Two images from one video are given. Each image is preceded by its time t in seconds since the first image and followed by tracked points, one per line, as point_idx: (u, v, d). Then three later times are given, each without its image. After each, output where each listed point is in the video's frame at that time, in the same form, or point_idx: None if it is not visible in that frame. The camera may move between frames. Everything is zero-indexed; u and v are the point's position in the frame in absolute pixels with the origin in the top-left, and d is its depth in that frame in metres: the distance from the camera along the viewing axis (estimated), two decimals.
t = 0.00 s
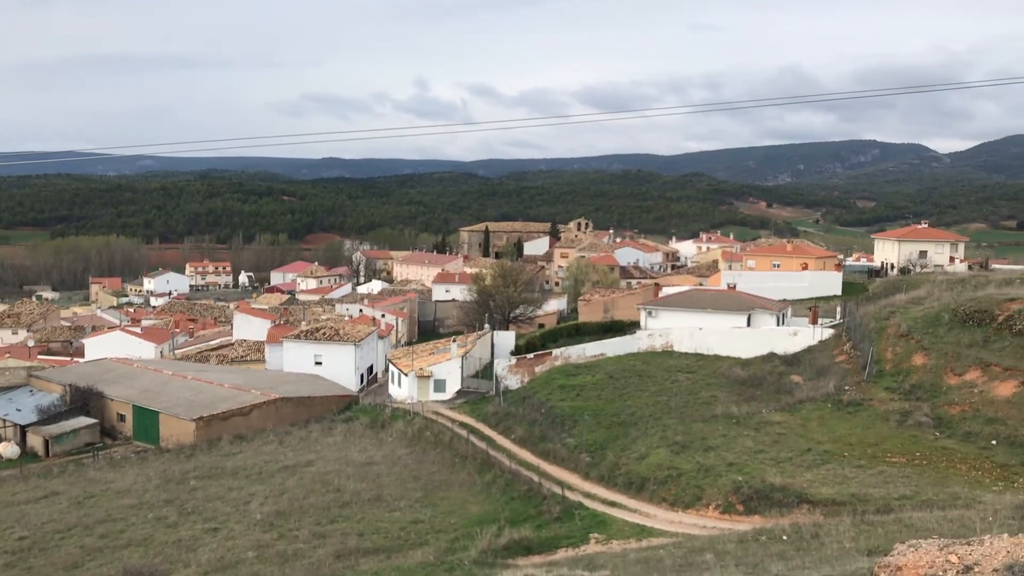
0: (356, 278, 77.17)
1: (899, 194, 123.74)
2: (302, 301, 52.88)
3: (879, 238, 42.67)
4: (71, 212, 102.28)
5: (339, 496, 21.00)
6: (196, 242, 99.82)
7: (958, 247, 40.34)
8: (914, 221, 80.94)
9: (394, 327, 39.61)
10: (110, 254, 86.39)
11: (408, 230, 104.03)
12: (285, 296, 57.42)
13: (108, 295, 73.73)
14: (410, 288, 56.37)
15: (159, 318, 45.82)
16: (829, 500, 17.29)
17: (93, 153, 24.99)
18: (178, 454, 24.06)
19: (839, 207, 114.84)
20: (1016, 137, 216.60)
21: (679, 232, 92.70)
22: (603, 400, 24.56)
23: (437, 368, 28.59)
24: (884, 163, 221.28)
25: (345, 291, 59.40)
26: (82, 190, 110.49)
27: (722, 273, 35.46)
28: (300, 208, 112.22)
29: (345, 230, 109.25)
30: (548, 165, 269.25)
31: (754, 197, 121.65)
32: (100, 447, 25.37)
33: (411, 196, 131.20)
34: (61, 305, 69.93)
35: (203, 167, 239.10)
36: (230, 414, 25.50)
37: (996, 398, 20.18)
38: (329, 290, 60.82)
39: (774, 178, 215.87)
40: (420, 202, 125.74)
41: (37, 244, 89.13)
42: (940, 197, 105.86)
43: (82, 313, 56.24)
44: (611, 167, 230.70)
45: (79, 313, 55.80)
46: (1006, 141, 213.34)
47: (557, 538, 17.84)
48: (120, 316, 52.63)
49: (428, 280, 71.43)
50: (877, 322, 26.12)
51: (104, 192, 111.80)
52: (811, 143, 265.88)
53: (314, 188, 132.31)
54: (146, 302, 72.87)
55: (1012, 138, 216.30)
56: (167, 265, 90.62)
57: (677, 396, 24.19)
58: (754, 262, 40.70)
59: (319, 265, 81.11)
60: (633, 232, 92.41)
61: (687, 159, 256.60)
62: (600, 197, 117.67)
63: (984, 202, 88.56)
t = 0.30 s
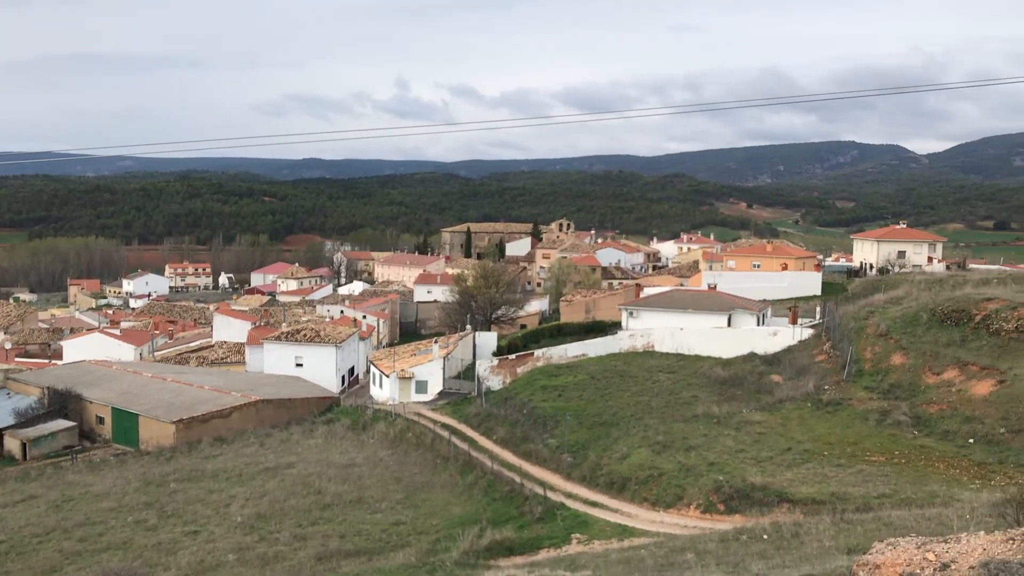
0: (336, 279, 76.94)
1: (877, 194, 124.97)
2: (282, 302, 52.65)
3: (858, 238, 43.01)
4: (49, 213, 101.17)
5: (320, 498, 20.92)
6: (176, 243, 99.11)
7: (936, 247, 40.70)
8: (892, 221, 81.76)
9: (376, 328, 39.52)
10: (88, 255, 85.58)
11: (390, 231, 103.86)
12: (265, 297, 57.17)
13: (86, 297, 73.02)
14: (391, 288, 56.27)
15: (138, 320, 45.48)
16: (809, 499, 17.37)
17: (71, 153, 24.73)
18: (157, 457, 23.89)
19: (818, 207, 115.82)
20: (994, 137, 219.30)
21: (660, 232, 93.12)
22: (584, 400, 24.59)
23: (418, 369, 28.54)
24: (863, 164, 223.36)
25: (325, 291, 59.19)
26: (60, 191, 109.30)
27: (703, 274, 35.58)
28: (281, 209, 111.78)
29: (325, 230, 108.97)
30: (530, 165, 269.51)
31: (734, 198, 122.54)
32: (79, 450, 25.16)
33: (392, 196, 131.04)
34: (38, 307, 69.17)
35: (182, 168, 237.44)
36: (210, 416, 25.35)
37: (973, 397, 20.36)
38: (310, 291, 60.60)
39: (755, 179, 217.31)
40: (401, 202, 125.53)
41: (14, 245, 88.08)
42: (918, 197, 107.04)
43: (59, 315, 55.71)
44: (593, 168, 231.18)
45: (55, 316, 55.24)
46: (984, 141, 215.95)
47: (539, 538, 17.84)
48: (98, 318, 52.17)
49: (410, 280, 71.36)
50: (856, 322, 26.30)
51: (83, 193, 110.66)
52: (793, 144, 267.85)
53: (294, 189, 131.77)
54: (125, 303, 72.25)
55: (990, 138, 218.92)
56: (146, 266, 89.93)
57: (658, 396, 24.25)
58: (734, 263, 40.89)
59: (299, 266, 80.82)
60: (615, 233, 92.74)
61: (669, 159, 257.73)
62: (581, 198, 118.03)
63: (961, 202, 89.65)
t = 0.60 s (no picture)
0: (315, 281, 76.67)
1: (853, 195, 126.19)
2: (260, 304, 52.38)
3: (835, 238, 43.38)
4: (25, 215, 99.93)
5: (300, 501, 20.83)
6: (154, 246, 98.27)
7: (911, 248, 41.09)
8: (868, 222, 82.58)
9: (355, 330, 39.39)
10: (64, 258, 84.68)
11: (369, 233, 103.65)
12: (244, 300, 56.71)
13: (62, 300, 72.25)
14: (371, 290, 56.13)
15: (115, 323, 45.07)
16: (787, 498, 17.47)
17: (45, 154, 24.41)
18: (135, 460, 23.70)
19: (795, 207, 116.79)
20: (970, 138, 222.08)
21: (640, 233, 93.52)
22: (564, 401, 24.63)
23: (398, 371, 28.46)
24: (841, 165, 225.36)
25: (304, 293, 58.92)
26: (35, 193, 107.98)
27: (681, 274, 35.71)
28: (259, 211, 111.24)
29: (304, 232, 108.61)
30: (512, 167, 269.67)
31: (712, 199, 123.27)
32: (55, 454, 24.88)
33: (372, 198, 130.71)
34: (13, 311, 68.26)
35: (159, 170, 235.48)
36: (188, 419, 25.18)
37: (949, 396, 20.55)
38: (289, 293, 60.29)
39: (733, 181, 218.69)
40: (380, 204, 125.30)
41: None
42: (893, 198, 108.21)
43: (33, 318, 55.08)
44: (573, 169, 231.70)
45: (29, 319, 54.57)
46: (960, 142, 218.66)
47: (519, 539, 17.84)
48: (73, 321, 51.61)
49: (389, 282, 71.24)
50: (833, 322, 26.52)
51: (59, 195, 109.37)
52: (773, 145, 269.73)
53: (273, 190, 131.08)
54: (101, 306, 71.52)
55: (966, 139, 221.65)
56: (123, 268, 89.11)
57: (638, 397, 24.34)
58: (713, 264, 41.11)
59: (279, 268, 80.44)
60: (595, 234, 93.10)
61: (650, 161, 258.81)
62: (561, 199, 118.36)
63: (935, 203, 90.72)
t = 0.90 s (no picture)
0: (293, 284, 76.25)
1: (828, 196, 127.36)
2: (237, 307, 52.03)
3: (811, 239, 43.68)
4: None
5: (278, 504, 20.72)
6: (129, 249, 97.23)
7: (886, 248, 41.48)
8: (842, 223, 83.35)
9: (333, 332, 39.23)
10: (38, 261, 83.68)
11: (347, 234, 103.29)
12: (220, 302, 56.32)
13: (36, 304, 71.34)
14: (349, 292, 55.88)
15: (90, 327, 44.61)
16: (765, 497, 17.55)
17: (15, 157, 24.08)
18: (111, 465, 23.49)
19: (771, 208, 117.71)
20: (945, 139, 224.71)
21: (618, 234, 93.83)
22: (543, 402, 24.63)
23: (376, 374, 28.36)
24: (817, 166, 227.14)
25: (282, 296, 58.55)
26: (7, 196, 106.38)
27: (659, 275, 35.83)
28: (235, 213, 110.51)
29: (281, 234, 108.09)
30: (492, 168, 269.28)
31: (690, 199, 123.77)
32: (29, 460, 24.58)
33: (350, 199, 130.20)
34: None
35: (132, 172, 233.00)
36: (165, 423, 24.98)
37: (924, 394, 20.74)
38: (265, 296, 59.91)
39: (710, 182, 219.63)
40: (359, 205, 124.91)
41: None
42: (868, 198, 109.33)
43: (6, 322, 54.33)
44: (551, 171, 231.85)
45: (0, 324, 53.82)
46: (935, 143, 221.18)
47: (498, 541, 17.81)
48: (46, 325, 50.95)
49: (367, 284, 71.02)
50: (810, 322, 26.70)
51: (32, 197, 107.87)
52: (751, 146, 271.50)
53: (250, 192, 130.21)
54: (76, 310, 70.74)
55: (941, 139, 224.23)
56: (98, 272, 88.13)
57: (617, 397, 24.38)
58: (691, 264, 41.28)
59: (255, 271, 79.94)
60: (573, 235, 93.33)
61: (629, 162, 259.67)
62: (539, 201, 118.55)
63: (909, 203, 91.64)
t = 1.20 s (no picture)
0: (270, 287, 75.86)
1: (805, 196, 128.51)
2: (214, 310, 51.67)
3: (788, 239, 43.97)
4: None
5: (257, 509, 20.60)
6: (105, 253, 96.20)
7: (862, 248, 41.90)
8: (817, 223, 84.06)
9: (312, 335, 39.08)
10: (11, 265, 82.57)
11: (325, 237, 102.97)
12: (197, 306, 55.92)
13: (10, 309, 70.41)
14: (327, 295, 55.67)
15: (65, 331, 44.17)
16: (744, 496, 17.61)
17: None
18: (87, 471, 23.27)
19: (748, 208, 118.59)
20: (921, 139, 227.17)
21: (597, 235, 94.12)
22: (523, 403, 24.64)
23: (355, 377, 28.26)
24: (795, 166, 228.70)
25: (260, 299, 58.24)
26: None
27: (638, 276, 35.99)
28: (212, 215, 109.67)
29: (258, 237, 107.58)
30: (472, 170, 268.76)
31: (668, 200, 124.19)
32: (4, 466, 24.33)
33: (328, 201, 129.55)
34: None
35: (104, 174, 230.39)
36: (142, 428, 24.79)
37: (900, 392, 20.93)
38: (243, 299, 59.53)
39: (688, 183, 220.29)
40: (338, 207, 124.50)
41: None
42: (843, 198, 110.33)
43: None
44: (530, 172, 231.84)
45: None
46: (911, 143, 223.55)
47: (479, 543, 17.78)
48: (19, 329, 50.32)
49: (345, 287, 70.82)
50: (788, 322, 26.89)
51: (5, 200, 106.34)
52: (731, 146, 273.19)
53: (227, 195, 129.32)
54: (51, 315, 69.92)
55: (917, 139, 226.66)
56: (73, 276, 87.13)
57: (596, 398, 24.42)
58: (669, 265, 41.48)
59: (233, 274, 79.44)
60: (552, 237, 93.53)
61: (609, 163, 260.42)
62: (518, 202, 118.72)
63: (884, 203, 92.53)
